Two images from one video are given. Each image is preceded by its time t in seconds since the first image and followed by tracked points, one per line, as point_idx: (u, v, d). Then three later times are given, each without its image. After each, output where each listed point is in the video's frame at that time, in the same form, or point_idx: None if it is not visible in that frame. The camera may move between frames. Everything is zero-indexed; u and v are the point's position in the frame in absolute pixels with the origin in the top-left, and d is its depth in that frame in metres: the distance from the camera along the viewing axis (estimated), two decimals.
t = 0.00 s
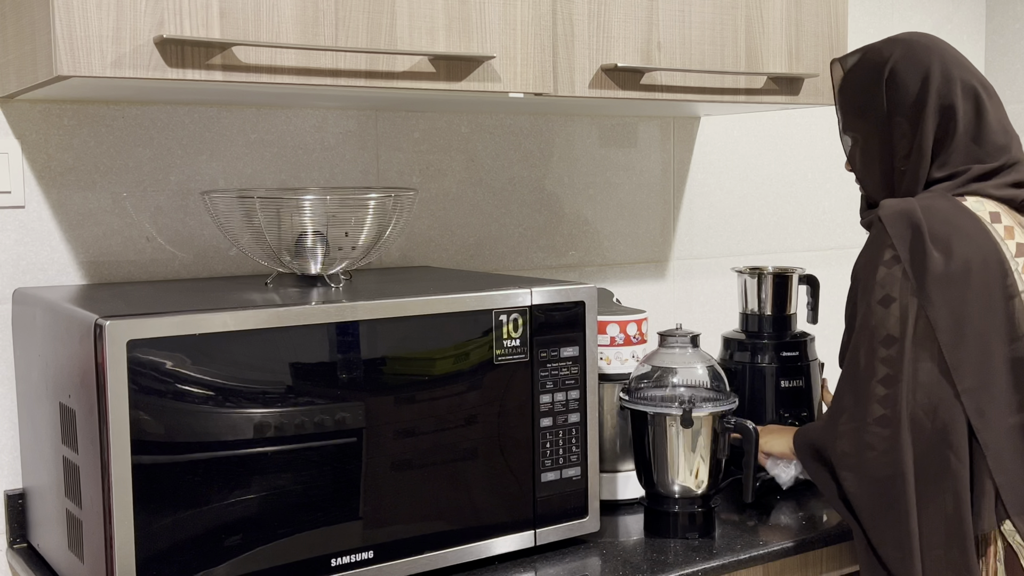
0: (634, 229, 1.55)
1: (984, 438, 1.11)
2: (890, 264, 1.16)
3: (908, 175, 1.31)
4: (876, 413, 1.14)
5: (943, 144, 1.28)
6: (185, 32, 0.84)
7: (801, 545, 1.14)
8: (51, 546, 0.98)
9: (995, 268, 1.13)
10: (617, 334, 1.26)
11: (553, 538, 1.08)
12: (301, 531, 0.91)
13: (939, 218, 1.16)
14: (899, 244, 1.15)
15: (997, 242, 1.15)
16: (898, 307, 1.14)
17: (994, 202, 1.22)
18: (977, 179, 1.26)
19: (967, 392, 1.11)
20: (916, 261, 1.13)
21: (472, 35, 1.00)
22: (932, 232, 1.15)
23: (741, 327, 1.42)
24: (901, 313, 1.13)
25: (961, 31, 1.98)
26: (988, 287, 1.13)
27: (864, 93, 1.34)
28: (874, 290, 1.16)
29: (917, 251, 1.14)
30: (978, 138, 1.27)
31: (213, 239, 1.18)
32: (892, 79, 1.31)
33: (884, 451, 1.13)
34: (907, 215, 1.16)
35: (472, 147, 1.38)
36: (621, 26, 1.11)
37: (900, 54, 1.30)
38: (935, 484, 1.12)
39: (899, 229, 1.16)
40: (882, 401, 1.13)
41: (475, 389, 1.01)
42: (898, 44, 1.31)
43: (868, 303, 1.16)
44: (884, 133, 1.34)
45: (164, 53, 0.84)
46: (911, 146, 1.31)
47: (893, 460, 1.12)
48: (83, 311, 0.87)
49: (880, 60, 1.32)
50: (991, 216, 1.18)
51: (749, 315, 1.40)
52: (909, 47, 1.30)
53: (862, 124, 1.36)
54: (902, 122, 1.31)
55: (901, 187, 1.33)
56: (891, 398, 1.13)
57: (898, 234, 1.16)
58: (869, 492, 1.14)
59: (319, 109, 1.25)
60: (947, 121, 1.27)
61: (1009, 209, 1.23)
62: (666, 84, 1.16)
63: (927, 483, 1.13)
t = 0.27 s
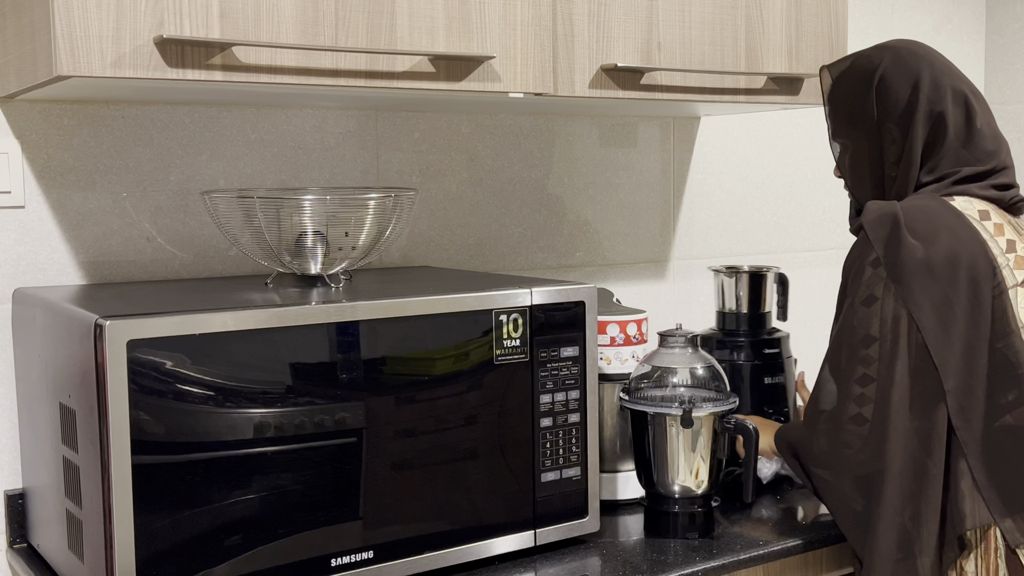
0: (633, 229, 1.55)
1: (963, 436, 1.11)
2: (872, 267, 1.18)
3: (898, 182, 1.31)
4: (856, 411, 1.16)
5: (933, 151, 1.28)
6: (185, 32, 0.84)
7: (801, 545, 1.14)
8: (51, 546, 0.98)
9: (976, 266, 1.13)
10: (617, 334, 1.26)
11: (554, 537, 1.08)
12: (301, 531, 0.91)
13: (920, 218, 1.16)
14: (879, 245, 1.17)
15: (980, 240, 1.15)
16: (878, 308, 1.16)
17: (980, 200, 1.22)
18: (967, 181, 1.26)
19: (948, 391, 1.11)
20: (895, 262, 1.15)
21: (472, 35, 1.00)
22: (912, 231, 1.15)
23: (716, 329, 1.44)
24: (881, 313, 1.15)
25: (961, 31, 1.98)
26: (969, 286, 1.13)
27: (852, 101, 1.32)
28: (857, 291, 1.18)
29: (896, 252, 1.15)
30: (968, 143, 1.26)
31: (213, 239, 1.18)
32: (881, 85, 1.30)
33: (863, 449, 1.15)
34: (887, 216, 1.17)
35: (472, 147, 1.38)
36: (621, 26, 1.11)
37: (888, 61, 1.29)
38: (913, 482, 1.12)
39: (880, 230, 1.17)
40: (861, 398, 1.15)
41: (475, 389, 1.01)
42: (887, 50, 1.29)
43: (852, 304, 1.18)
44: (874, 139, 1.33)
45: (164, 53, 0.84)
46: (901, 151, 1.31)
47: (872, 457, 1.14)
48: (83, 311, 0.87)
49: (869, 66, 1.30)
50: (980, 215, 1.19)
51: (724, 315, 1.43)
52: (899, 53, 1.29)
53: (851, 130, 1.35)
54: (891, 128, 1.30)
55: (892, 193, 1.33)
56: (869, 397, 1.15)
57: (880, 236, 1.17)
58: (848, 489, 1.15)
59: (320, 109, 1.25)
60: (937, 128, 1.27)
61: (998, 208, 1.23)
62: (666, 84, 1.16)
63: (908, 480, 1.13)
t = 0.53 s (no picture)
0: (633, 229, 1.55)
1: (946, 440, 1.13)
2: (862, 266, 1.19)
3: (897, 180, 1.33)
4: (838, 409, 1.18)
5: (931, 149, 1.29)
6: (185, 32, 0.84)
7: (801, 544, 1.14)
8: (51, 546, 0.98)
9: (969, 272, 1.14)
10: (617, 334, 1.26)
11: (554, 537, 1.08)
12: (301, 531, 0.91)
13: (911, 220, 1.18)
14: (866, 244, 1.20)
15: (974, 245, 1.15)
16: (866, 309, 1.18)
17: (981, 204, 1.24)
18: (966, 180, 1.27)
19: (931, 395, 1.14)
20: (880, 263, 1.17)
21: (472, 35, 1.00)
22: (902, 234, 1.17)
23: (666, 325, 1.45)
24: (866, 314, 1.18)
25: (960, 31, 1.98)
26: (962, 291, 1.14)
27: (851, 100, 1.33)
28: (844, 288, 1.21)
29: (885, 253, 1.17)
30: (965, 141, 1.28)
31: (213, 239, 1.18)
32: (877, 85, 1.31)
33: (845, 445, 1.17)
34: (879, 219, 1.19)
35: (471, 147, 1.38)
36: (621, 26, 1.11)
37: (885, 60, 1.31)
38: (892, 484, 1.14)
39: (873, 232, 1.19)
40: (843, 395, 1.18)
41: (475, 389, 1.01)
42: (883, 50, 1.31)
43: (840, 304, 1.20)
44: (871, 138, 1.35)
45: (164, 53, 0.84)
46: (898, 151, 1.32)
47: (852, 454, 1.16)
48: (83, 311, 0.87)
49: (867, 66, 1.31)
50: (980, 217, 1.21)
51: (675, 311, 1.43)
52: (895, 52, 1.30)
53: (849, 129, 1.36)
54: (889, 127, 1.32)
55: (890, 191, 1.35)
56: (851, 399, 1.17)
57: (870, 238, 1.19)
58: (826, 487, 1.17)
59: (320, 109, 1.25)
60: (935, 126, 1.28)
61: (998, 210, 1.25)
62: (666, 85, 1.16)
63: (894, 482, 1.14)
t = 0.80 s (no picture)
0: (633, 229, 1.55)
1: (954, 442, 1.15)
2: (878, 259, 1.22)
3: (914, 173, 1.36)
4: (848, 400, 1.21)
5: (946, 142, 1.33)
6: (184, 32, 0.84)
7: (801, 544, 1.13)
8: (51, 546, 0.98)
9: (984, 273, 1.16)
10: (617, 334, 1.26)
11: (553, 537, 1.08)
12: (301, 531, 0.91)
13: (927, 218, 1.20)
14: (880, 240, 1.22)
15: (991, 246, 1.17)
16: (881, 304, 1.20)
17: (1002, 204, 1.25)
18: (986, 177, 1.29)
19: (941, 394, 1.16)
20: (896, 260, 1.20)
21: (472, 35, 1.00)
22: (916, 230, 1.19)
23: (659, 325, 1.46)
24: (880, 310, 1.20)
25: (960, 31, 1.98)
26: (976, 292, 1.16)
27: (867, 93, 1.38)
28: (859, 282, 1.23)
29: (901, 248, 1.20)
30: (980, 134, 1.32)
31: (214, 239, 1.18)
32: (892, 80, 1.36)
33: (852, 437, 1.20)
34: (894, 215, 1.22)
35: (471, 147, 1.38)
36: (620, 26, 1.11)
37: (899, 54, 1.35)
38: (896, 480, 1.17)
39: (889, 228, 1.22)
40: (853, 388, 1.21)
41: (475, 388, 1.01)
42: (896, 44, 1.36)
43: (854, 298, 1.23)
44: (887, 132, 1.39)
45: (164, 53, 0.84)
46: (915, 145, 1.36)
47: (858, 445, 1.19)
48: (82, 311, 0.87)
49: (880, 60, 1.37)
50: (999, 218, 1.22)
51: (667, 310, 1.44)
52: (908, 46, 1.35)
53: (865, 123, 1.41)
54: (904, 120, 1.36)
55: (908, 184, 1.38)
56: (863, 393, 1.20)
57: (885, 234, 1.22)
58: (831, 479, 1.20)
59: (320, 109, 1.25)
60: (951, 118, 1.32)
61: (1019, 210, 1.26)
62: (666, 85, 1.16)
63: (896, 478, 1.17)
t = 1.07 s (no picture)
0: (633, 229, 1.55)
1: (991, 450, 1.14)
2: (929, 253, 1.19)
3: (955, 167, 1.33)
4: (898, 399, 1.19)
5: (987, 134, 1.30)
6: (185, 32, 0.84)
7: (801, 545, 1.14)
8: (51, 546, 0.98)
9: None
10: (616, 334, 1.26)
11: (553, 537, 1.08)
12: (302, 531, 0.91)
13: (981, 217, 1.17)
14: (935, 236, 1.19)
15: None
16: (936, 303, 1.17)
17: None
18: None
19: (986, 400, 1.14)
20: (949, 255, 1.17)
21: (472, 35, 1.00)
22: (971, 228, 1.16)
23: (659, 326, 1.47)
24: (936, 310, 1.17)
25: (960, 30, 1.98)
26: None
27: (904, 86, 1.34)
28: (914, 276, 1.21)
29: (959, 246, 1.17)
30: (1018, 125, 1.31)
31: (214, 239, 1.18)
32: (933, 70, 1.31)
33: (903, 439, 1.18)
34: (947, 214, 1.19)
35: (471, 148, 1.38)
36: (620, 26, 1.11)
37: (937, 44, 1.30)
38: (930, 482, 1.16)
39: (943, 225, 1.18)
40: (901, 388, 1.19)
41: (474, 389, 1.01)
42: (934, 35, 1.30)
43: (911, 295, 1.20)
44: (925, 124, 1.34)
45: (165, 53, 0.84)
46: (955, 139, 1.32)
47: (898, 446, 1.18)
48: (83, 310, 0.87)
49: (918, 52, 1.32)
50: None
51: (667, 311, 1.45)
52: (947, 36, 1.30)
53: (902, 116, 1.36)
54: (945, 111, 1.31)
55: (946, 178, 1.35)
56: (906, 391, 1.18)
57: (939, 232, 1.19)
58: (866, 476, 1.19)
59: (320, 110, 1.25)
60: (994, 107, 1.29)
61: None
62: (666, 85, 1.16)
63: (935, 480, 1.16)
